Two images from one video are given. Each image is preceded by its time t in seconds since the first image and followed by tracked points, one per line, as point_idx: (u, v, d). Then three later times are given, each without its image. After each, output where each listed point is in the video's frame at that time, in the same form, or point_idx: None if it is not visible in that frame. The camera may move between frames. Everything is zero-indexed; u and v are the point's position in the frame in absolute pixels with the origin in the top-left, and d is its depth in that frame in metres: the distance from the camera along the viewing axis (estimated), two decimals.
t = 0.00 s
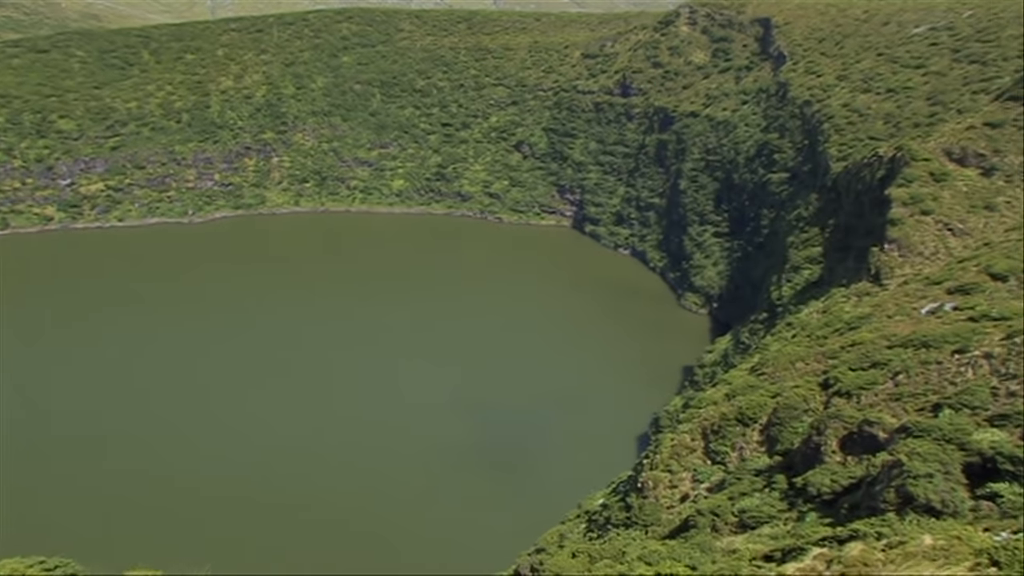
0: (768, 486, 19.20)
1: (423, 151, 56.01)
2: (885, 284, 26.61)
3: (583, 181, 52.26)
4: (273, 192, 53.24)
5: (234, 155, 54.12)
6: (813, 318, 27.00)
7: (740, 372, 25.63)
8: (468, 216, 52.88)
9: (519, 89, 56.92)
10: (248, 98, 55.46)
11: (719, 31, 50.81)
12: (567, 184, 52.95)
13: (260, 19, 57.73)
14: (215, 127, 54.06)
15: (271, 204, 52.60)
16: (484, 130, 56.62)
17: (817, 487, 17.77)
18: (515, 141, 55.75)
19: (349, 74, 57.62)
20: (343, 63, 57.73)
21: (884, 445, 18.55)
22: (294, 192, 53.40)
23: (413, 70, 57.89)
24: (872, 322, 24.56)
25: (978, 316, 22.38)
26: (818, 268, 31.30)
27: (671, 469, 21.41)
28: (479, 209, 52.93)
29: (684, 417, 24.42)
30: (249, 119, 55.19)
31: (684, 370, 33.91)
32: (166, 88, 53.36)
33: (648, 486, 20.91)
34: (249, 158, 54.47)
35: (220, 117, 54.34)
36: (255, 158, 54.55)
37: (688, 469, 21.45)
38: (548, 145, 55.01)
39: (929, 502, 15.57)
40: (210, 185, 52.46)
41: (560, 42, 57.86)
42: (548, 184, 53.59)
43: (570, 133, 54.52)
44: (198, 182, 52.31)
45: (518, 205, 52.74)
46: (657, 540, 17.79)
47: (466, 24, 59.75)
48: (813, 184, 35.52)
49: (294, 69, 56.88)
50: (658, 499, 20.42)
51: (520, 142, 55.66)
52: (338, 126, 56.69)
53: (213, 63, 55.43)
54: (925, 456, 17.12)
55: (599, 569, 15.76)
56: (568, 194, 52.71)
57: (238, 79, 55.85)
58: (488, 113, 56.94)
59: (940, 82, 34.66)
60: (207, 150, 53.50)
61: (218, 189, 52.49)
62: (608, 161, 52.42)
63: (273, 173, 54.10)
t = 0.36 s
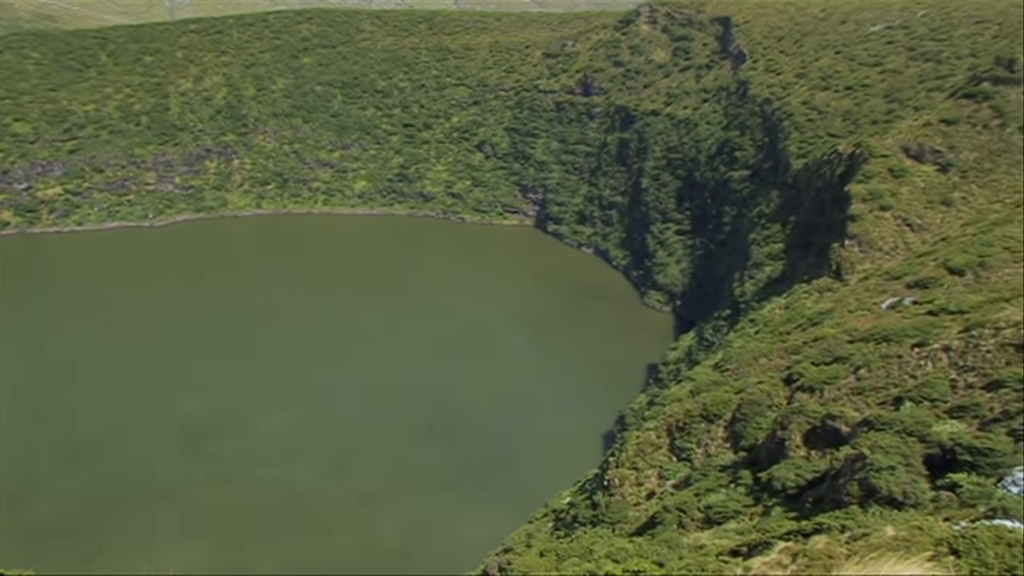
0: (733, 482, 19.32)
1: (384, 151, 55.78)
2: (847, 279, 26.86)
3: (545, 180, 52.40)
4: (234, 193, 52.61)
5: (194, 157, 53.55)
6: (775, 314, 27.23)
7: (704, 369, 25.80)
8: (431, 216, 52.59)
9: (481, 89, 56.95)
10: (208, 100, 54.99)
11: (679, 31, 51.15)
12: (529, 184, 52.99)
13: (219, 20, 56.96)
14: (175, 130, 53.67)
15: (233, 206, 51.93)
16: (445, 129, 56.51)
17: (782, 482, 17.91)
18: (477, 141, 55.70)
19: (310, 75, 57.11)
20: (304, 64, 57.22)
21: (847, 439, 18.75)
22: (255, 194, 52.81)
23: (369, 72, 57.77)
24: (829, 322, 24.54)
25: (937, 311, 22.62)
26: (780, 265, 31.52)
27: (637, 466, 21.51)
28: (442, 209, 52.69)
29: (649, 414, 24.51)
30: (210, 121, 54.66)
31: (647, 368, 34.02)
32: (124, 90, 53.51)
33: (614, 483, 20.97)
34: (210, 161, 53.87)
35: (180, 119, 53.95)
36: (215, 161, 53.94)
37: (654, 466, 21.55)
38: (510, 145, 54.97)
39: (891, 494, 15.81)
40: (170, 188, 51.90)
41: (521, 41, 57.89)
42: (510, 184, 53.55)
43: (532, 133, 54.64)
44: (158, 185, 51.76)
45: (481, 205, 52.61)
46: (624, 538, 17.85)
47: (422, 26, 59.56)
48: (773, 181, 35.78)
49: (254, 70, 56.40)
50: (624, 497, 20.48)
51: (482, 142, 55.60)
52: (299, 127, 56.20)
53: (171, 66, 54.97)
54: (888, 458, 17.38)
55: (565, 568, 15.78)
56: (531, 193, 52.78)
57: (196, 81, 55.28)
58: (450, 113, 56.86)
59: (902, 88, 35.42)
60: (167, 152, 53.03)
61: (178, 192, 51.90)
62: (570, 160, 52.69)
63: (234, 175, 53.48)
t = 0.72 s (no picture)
0: (694, 478, 19.46)
1: (340, 152, 53.49)
2: (803, 275, 27.54)
3: (502, 181, 51.86)
4: (190, 198, 50.37)
5: (150, 160, 51.37)
6: (734, 309, 27.66)
7: (665, 365, 26.02)
8: (391, 218, 50.92)
9: (438, 89, 56.21)
10: (162, 103, 53.29)
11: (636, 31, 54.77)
12: (488, 184, 51.99)
13: (174, 23, 56.71)
14: (130, 133, 51.74)
15: (189, 210, 49.86)
16: (402, 130, 54.70)
17: (743, 476, 18.12)
18: (434, 141, 54.13)
19: (265, 77, 55.44)
20: (259, 67, 55.91)
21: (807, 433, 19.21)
22: (211, 198, 50.54)
23: (319, 76, 56.00)
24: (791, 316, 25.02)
25: (892, 304, 23.03)
26: (738, 261, 31.74)
27: (600, 464, 21.65)
28: (400, 211, 51.10)
29: (610, 412, 24.62)
30: (166, 126, 52.59)
31: (610, 365, 34.26)
32: (76, 94, 52.50)
33: (576, 482, 21.09)
34: (166, 165, 51.55)
35: (134, 123, 52.12)
36: (171, 165, 51.58)
37: (616, 464, 21.65)
38: (467, 145, 53.79)
39: (850, 487, 16.25)
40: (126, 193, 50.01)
41: (477, 41, 58.00)
42: (469, 184, 52.41)
43: (489, 133, 53.82)
44: (112, 190, 50.02)
45: (438, 206, 51.49)
46: (586, 535, 17.87)
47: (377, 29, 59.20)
48: (729, 179, 36.12)
49: (209, 72, 55.08)
50: (587, 495, 20.50)
51: (439, 142, 54.05)
52: (253, 129, 53.55)
53: (123, 69, 54.07)
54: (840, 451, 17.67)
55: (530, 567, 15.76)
56: (489, 193, 51.84)
57: (149, 83, 54.00)
58: (407, 113, 55.27)
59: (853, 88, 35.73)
60: (122, 157, 51.16)
61: (133, 197, 49.93)
62: (529, 160, 52.21)
63: (191, 179, 51.16)
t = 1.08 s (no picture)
0: (658, 475, 20.68)
1: (302, 154, 52.78)
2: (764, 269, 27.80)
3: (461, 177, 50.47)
4: (149, 200, 48.94)
5: (108, 163, 50.56)
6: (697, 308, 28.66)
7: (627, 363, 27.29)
8: (352, 217, 49.53)
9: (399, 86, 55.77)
10: (116, 105, 54.36)
11: (595, 28, 51.07)
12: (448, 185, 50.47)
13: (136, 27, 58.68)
14: (87, 137, 51.72)
15: (147, 212, 48.28)
16: (364, 129, 54.51)
17: (710, 470, 20.60)
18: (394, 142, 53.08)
19: (218, 83, 56.51)
20: (215, 71, 56.92)
21: (771, 426, 22.34)
22: (167, 200, 49.13)
23: (283, 77, 55.65)
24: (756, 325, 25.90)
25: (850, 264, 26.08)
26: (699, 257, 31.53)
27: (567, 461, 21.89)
28: (360, 214, 49.83)
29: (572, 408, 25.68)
30: (125, 130, 51.99)
31: (573, 364, 35.94)
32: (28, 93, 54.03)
33: (544, 479, 21.34)
34: (124, 166, 50.47)
35: (92, 130, 52.16)
36: (130, 167, 50.43)
37: (580, 461, 21.99)
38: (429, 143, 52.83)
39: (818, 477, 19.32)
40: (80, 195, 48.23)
41: (436, 35, 56.55)
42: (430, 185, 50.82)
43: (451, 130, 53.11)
44: (66, 191, 48.48)
45: (401, 206, 50.66)
46: (556, 530, 18.00)
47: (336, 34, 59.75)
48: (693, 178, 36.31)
49: (167, 74, 56.08)
50: (556, 493, 20.59)
51: (400, 145, 52.93)
52: (213, 130, 53.23)
53: (80, 70, 54.93)
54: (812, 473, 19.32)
55: (510, 547, 14.97)
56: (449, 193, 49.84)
57: (112, 86, 54.89)
58: (371, 112, 54.92)
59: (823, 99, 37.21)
60: (79, 159, 50.32)
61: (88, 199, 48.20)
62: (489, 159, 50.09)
63: (148, 182, 50.08)
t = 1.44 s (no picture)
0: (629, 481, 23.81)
1: (270, 149, 50.46)
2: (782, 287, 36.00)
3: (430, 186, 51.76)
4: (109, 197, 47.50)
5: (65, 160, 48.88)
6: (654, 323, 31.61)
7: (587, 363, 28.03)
8: (321, 220, 49.50)
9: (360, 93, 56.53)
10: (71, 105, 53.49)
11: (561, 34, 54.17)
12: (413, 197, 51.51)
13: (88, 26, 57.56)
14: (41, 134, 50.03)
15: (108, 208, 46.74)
16: (330, 130, 54.55)
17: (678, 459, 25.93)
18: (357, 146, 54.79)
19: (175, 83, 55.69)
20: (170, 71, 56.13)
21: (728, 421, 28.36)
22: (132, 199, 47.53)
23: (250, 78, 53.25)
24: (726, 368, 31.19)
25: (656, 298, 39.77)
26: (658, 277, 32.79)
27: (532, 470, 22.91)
28: (329, 216, 50.02)
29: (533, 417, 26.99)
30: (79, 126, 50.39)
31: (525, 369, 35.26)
32: None
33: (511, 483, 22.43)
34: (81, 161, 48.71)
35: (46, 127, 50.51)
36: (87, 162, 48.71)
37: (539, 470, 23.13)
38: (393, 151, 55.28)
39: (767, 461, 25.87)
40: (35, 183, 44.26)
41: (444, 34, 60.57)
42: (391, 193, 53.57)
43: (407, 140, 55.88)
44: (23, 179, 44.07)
45: (362, 209, 51.35)
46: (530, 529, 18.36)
47: (299, 54, 61.91)
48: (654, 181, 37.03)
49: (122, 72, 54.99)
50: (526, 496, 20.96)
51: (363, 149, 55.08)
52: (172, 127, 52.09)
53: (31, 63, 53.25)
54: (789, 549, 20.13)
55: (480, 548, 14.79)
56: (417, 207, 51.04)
57: (72, 87, 44.50)
58: (335, 116, 55.44)
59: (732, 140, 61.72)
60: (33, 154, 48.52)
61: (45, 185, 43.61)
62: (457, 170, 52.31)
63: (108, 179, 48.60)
